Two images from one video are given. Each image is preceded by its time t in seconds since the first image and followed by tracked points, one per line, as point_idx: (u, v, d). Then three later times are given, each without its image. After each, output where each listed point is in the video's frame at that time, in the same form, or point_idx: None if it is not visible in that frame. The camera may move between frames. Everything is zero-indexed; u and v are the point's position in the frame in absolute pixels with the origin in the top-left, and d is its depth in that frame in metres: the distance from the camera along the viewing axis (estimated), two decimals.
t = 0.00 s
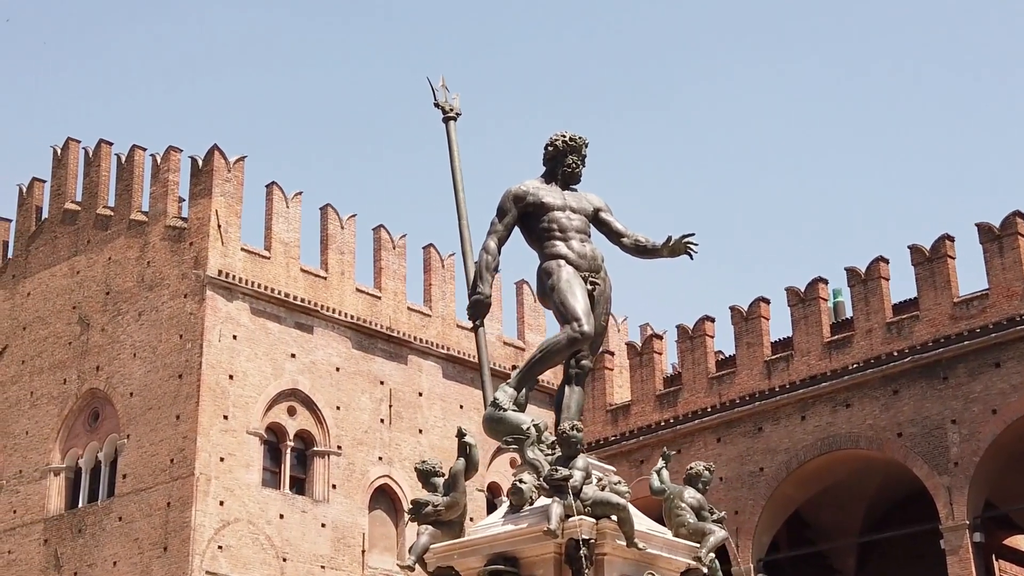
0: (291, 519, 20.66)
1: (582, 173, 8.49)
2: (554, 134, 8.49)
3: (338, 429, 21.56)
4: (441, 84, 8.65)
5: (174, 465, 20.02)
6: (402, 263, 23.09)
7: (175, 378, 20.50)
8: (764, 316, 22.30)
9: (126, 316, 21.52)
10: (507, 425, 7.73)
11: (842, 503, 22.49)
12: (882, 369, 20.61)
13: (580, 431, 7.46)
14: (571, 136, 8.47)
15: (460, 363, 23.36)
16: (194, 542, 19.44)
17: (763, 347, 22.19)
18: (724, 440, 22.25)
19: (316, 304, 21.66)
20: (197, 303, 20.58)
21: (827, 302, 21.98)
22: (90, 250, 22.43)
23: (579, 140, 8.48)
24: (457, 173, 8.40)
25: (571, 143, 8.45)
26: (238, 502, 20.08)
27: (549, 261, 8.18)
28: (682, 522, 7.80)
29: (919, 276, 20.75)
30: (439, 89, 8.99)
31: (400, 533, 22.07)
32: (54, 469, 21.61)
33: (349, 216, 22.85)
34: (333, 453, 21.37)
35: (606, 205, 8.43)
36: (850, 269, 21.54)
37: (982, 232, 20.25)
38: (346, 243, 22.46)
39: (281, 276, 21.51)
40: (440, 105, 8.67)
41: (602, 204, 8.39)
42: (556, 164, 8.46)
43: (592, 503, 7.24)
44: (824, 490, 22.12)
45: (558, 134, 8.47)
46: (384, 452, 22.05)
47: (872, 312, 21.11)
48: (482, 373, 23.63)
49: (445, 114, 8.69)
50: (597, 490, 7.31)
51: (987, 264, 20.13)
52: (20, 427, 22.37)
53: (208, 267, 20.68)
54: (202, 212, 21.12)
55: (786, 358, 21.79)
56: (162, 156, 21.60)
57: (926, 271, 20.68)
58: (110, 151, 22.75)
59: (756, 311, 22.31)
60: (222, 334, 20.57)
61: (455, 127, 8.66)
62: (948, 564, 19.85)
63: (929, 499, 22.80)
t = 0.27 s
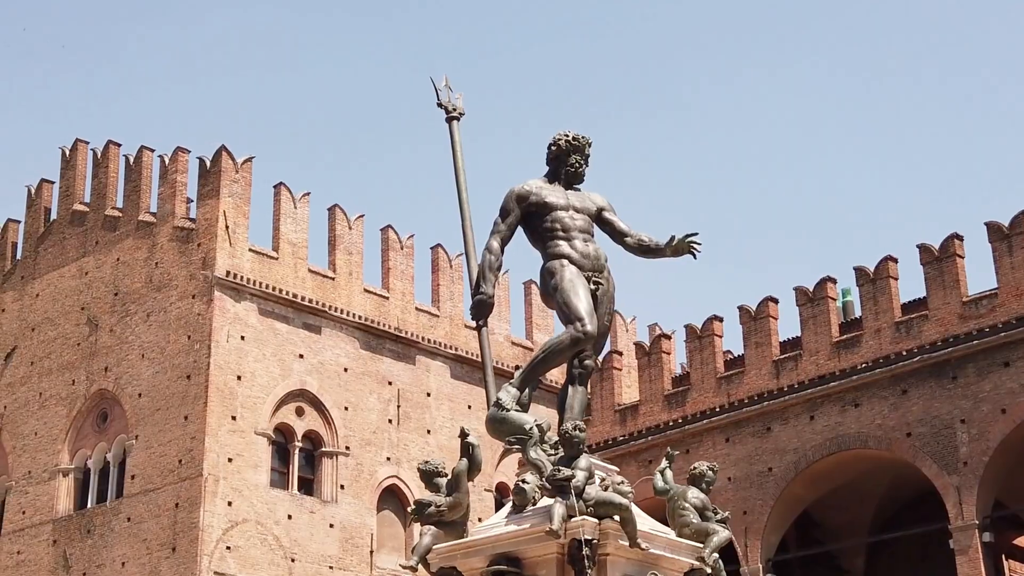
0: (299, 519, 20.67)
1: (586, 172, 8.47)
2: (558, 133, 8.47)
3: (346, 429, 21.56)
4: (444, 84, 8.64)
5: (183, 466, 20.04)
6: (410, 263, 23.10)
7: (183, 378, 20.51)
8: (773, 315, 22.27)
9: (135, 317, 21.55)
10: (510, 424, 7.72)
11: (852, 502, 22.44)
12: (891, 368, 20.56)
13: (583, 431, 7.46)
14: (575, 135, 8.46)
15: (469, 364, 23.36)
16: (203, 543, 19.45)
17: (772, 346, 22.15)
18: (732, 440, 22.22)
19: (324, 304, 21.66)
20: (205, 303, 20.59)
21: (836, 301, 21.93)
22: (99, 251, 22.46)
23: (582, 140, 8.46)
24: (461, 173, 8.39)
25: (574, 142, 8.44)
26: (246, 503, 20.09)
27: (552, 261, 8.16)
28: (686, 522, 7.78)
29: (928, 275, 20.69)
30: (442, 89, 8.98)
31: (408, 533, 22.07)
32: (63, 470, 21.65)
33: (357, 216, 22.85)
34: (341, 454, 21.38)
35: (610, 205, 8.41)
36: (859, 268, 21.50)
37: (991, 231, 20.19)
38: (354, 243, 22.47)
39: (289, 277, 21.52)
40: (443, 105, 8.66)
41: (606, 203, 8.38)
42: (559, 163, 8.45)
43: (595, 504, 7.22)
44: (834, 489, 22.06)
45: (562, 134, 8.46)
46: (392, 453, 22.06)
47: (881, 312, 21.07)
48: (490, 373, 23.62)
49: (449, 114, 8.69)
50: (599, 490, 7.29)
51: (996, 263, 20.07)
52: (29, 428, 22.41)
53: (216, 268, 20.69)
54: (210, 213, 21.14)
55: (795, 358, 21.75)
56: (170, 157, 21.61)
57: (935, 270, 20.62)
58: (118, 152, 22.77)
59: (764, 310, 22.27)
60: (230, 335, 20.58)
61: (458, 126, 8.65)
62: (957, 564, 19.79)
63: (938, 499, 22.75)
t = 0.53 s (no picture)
0: (306, 520, 20.67)
1: (588, 171, 8.46)
2: (560, 133, 8.46)
3: (353, 429, 21.57)
4: (446, 83, 8.63)
5: (190, 466, 20.05)
6: (417, 263, 23.10)
7: (190, 378, 20.51)
8: (780, 315, 22.22)
9: (142, 317, 21.56)
10: (512, 425, 7.70)
11: (860, 502, 22.41)
12: (899, 368, 20.51)
13: (584, 431, 7.43)
14: (577, 135, 8.44)
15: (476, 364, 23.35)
16: (210, 543, 19.46)
17: (779, 346, 22.11)
18: (740, 440, 22.19)
19: (331, 304, 21.66)
20: (212, 304, 20.60)
21: (843, 301, 21.89)
22: (106, 252, 22.48)
23: (584, 139, 8.45)
24: (463, 173, 8.38)
25: (576, 141, 8.42)
26: (254, 503, 20.10)
27: (554, 260, 8.15)
28: (688, 522, 7.76)
29: (936, 274, 20.64)
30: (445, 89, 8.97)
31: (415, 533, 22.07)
32: (71, 470, 21.68)
33: (364, 216, 22.85)
34: (348, 454, 21.38)
35: (612, 204, 8.40)
36: (867, 268, 21.44)
37: (999, 230, 20.14)
38: (361, 243, 22.47)
39: (296, 277, 21.52)
40: (445, 104, 8.65)
41: (608, 203, 8.36)
42: (561, 163, 8.43)
43: (597, 503, 7.21)
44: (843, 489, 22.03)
45: (564, 133, 8.44)
46: (399, 453, 22.06)
47: (889, 311, 21.02)
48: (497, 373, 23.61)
49: (450, 113, 8.68)
50: (600, 490, 7.28)
51: (1004, 262, 20.01)
52: (37, 428, 22.44)
53: (223, 269, 20.69)
54: (217, 214, 21.14)
55: (803, 357, 21.71)
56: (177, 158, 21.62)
57: (943, 269, 20.57)
58: (126, 152, 22.79)
59: (772, 309, 22.23)
60: (237, 336, 20.58)
61: (460, 126, 8.64)
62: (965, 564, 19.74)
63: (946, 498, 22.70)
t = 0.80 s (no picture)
0: (313, 520, 20.68)
1: (590, 171, 8.45)
2: (562, 132, 8.45)
3: (360, 429, 21.57)
4: (447, 83, 8.62)
5: (197, 466, 20.06)
6: (423, 263, 23.10)
7: (197, 379, 20.52)
8: (787, 314, 22.19)
9: (149, 317, 21.58)
10: (514, 424, 7.69)
11: (867, 502, 22.37)
12: (906, 367, 20.46)
13: (585, 430, 7.41)
14: (579, 134, 8.43)
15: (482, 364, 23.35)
16: (217, 544, 19.47)
17: (787, 345, 22.08)
18: (747, 440, 22.17)
19: (337, 304, 21.67)
20: (218, 304, 20.61)
21: (850, 300, 21.85)
22: (113, 252, 22.50)
23: (586, 138, 8.43)
24: (464, 172, 8.37)
25: (578, 141, 8.41)
26: (261, 503, 20.11)
27: (556, 259, 8.14)
28: (690, 521, 7.75)
29: (943, 273, 20.58)
30: (446, 88, 8.96)
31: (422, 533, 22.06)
32: (78, 471, 21.70)
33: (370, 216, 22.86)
34: (355, 454, 21.38)
35: (614, 203, 8.38)
36: (874, 267, 21.39)
37: (1007, 229, 20.08)
38: (367, 243, 22.48)
39: (302, 277, 21.53)
40: (446, 104, 8.65)
41: (610, 202, 8.34)
42: (563, 162, 8.42)
43: (598, 503, 7.20)
44: (850, 489, 22.00)
45: (566, 132, 8.43)
46: (406, 453, 22.07)
47: (896, 310, 20.96)
48: (503, 372, 23.60)
49: (452, 113, 8.67)
50: (602, 490, 7.27)
51: (1012, 261, 19.95)
52: (44, 428, 22.47)
53: (229, 269, 20.70)
54: (223, 214, 21.16)
55: (810, 357, 21.68)
56: (183, 159, 21.64)
57: (950, 268, 20.51)
58: (132, 153, 22.81)
59: (779, 309, 22.20)
60: (243, 336, 20.59)
61: (461, 126, 8.63)
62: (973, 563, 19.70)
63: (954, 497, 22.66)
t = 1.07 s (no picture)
0: (320, 519, 20.68)
1: (592, 170, 8.43)
2: (564, 131, 8.43)
3: (367, 429, 21.57)
4: (449, 82, 8.61)
5: (204, 466, 20.07)
6: (430, 263, 23.10)
7: (204, 379, 20.54)
8: (794, 314, 22.15)
9: (156, 317, 21.59)
10: (515, 424, 7.67)
11: (875, 501, 22.33)
12: (913, 366, 20.41)
13: (586, 430, 7.41)
14: (581, 133, 8.41)
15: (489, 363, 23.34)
16: (224, 544, 19.48)
17: (794, 345, 22.04)
18: (754, 439, 22.14)
19: (344, 304, 21.67)
20: (225, 304, 20.62)
21: (858, 299, 21.80)
22: (120, 253, 22.53)
23: (588, 137, 8.41)
24: (467, 172, 8.36)
25: (580, 140, 8.39)
26: (267, 503, 20.12)
27: (558, 259, 8.12)
28: (692, 521, 7.74)
29: (951, 272, 20.52)
30: (449, 88, 8.96)
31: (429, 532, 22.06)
32: (85, 471, 21.72)
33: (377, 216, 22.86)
34: (361, 454, 21.39)
35: (616, 202, 8.36)
36: (882, 266, 21.33)
37: (1014, 227, 20.02)
38: (374, 243, 22.48)
39: (309, 277, 21.54)
40: (449, 103, 8.64)
41: (612, 201, 8.33)
42: (565, 162, 8.41)
43: (599, 503, 7.18)
44: (858, 488, 21.96)
45: (568, 131, 8.41)
46: (413, 453, 22.06)
47: (903, 309, 20.91)
48: (510, 372, 23.59)
49: (455, 112, 8.66)
50: (603, 490, 7.25)
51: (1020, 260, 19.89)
52: (52, 429, 22.50)
53: (236, 269, 20.71)
54: (230, 214, 21.17)
55: (817, 356, 21.64)
56: (190, 159, 21.66)
57: (958, 267, 20.45)
58: (139, 153, 22.83)
59: (786, 308, 22.16)
60: (250, 336, 20.60)
61: (464, 125, 8.62)
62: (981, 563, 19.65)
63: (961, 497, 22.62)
